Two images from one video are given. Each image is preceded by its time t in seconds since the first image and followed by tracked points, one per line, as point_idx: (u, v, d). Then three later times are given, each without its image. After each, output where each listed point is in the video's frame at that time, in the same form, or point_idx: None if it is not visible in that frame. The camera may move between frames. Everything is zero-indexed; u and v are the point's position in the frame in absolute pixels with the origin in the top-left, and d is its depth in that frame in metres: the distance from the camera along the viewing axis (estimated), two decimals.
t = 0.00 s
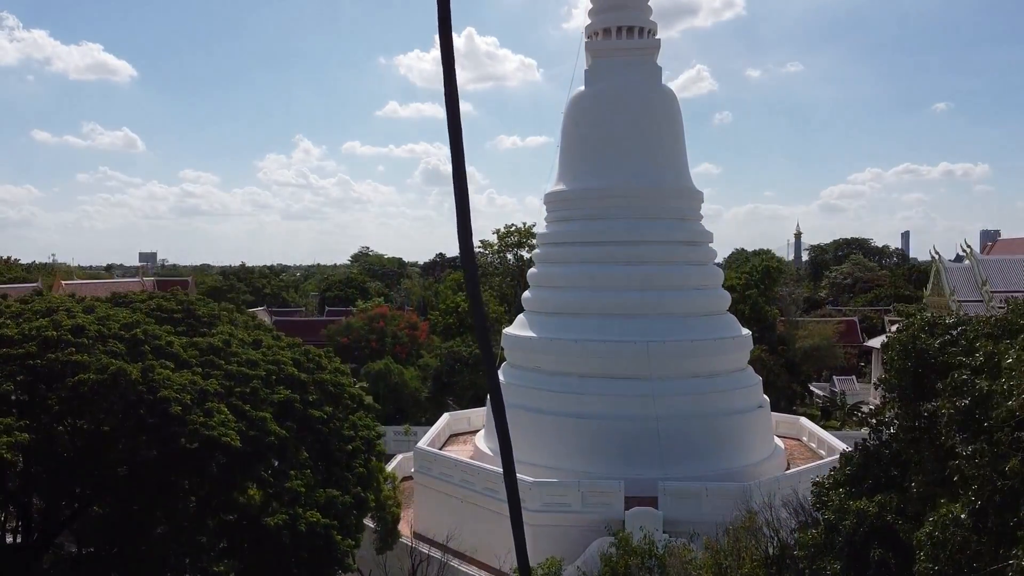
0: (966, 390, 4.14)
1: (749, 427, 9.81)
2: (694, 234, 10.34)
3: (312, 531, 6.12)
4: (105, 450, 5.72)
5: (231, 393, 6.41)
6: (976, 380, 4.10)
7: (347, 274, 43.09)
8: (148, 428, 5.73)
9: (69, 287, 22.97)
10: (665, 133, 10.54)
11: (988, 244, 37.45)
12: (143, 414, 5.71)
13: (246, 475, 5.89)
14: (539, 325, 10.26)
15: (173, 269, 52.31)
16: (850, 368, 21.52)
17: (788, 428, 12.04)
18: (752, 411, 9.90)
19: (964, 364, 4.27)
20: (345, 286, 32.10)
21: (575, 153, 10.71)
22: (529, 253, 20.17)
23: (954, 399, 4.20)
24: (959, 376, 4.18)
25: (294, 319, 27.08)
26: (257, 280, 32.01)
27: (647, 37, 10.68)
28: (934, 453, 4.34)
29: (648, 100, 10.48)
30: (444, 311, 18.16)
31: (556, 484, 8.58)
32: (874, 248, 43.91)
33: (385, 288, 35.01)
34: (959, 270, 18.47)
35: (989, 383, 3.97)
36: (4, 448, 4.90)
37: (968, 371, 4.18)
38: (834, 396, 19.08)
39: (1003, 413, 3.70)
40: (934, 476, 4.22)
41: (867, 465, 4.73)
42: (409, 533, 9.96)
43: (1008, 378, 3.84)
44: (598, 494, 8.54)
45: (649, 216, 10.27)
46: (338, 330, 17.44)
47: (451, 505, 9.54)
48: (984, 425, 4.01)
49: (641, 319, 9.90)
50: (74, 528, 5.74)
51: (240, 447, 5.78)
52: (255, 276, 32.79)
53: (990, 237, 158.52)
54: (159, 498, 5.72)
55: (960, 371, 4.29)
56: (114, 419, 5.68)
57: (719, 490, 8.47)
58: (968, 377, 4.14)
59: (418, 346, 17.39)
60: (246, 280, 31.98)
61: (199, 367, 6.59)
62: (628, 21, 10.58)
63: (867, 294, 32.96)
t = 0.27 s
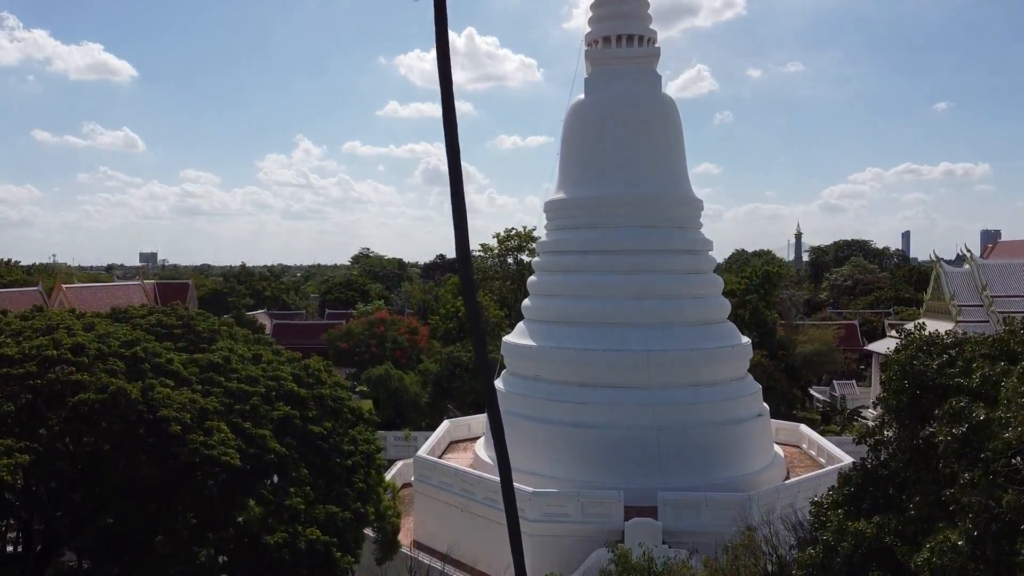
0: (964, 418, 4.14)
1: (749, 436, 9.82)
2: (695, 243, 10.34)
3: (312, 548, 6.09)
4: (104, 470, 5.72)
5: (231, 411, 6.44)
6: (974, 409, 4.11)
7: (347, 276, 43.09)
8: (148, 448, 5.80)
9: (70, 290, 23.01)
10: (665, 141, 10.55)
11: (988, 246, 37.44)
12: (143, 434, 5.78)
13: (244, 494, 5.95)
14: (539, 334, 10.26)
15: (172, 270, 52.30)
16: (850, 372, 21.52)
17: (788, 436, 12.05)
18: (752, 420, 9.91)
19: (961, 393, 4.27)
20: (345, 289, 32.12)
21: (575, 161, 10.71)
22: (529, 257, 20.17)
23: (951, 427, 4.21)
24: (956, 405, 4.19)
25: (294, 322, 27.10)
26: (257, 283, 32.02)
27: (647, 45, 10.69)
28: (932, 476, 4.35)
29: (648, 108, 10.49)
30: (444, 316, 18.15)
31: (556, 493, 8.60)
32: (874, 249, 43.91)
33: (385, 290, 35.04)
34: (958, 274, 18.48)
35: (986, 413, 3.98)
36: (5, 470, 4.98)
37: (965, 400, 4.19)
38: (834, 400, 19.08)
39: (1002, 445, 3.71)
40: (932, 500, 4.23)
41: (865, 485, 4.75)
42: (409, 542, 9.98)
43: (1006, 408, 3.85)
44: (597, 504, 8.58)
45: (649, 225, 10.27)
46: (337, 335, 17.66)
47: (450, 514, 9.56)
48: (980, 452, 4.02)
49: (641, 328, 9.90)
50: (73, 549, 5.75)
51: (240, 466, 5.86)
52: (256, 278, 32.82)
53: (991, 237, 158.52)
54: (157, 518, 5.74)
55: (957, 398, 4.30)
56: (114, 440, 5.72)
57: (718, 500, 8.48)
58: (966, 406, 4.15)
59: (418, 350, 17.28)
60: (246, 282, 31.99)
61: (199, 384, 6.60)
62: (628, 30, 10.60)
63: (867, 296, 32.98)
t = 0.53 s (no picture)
0: (961, 447, 4.23)
1: (749, 446, 9.83)
2: (694, 251, 10.35)
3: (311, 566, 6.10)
4: (103, 491, 5.75)
5: (230, 429, 6.46)
6: (971, 437, 4.21)
7: (347, 278, 43.13)
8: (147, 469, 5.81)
9: (70, 293, 23.02)
10: (664, 150, 10.56)
11: (989, 248, 37.44)
12: (143, 454, 5.80)
13: (244, 514, 6.01)
14: (539, 343, 10.27)
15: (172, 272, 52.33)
16: (850, 377, 21.53)
17: (788, 443, 12.07)
18: (751, 430, 9.92)
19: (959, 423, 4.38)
20: (345, 292, 32.15)
21: (575, 169, 10.73)
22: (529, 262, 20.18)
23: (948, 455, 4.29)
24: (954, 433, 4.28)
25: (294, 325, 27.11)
26: (258, 286, 32.05)
27: (646, 54, 10.72)
28: (928, 500, 4.39)
29: (648, 117, 10.50)
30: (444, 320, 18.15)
31: (556, 504, 8.61)
32: (874, 251, 43.93)
33: (385, 292, 35.07)
34: (958, 279, 18.49)
35: (984, 441, 4.07)
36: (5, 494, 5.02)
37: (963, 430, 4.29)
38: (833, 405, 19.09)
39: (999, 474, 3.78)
40: (928, 523, 4.26)
41: (862, 506, 4.78)
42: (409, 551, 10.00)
43: (1002, 435, 3.95)
44: (597, 515, 8.59)
45: (649, 233, 10.27)
46: (338, 340, 17.66)
47: (450, 523, 9.58)
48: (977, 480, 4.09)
49: (641, 337, 9.91)
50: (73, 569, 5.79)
51: (239, 485, 5.85)
52: (256, 280, 32.84)
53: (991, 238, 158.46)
54: (156, 538, 5.75)
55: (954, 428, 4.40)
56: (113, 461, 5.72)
57: (717, 511, 8.50)
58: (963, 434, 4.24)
59: (418, 355, 17.33)
60: (247, 285, 32.02)
61: (199, 403, 6.62)
62: (628, 38, 10.63)
63: (867, 299, 33.00)
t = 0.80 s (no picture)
0: (955, 479, 4.29)
1: (748, 456, 9.85)
2: (694, 261, 10.37)
3: None
4: (104, 513, 5.79)
5: (230, 449, 6.49)
6: (966, 469, 4.27)
7: (347, 281, 43.06)
8: (147, 491, 5.83)
9: (70, 297, 23.01)
10: (664, 160, 10.58)
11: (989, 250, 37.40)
12: (144, 476, 5.83)
13: (244, 535, 6.05)
14: (539, 353, 10.29)
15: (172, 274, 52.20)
16: (850, 382, 21.52)
17: (788, 452, 12.10)
18: (751, 440, 9.95)
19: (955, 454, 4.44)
20: (345, 295, 32.13)
21: (575, 180, 10.74)
22: (529, 267, 20.19)
23: (943, 486, 4.33)
24: (950, 464, 4.35)
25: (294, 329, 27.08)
26: (258, 289, 31.99)
27: (646, 64, 10.75)
28: (923, 528, 4.43)
29: (648, 127, 10.52)
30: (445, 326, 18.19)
31: (555, 516, 8.64)
32: (874, 254, 43.91)
33: (386, 295, 35.07)
34: (958, 285, 18.50)
35: (979, 473, 4.13)
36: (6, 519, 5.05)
37: (958, 460, 4.36)
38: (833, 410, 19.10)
39: (990, 507, 3.83)
40: (923, 551, 4.30)
41: (859, 529, 4.85)
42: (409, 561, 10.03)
43: (996, 468, 4.01)
44: (597, 527, 8.62)
45: (649, 244, 10.29)
46: (338, 345, 17.57)
47: (450, 533, 9.61)
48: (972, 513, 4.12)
49: (641, 347, 9.92)
50: None
51: (239, 507, 5.88)
52: (256, 283, 32.86)
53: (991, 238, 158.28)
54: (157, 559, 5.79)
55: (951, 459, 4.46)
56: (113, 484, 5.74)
57: (717, 523, 8.53)
58: (958, 465, 4.31)
59: (418, 361, 17.36)
60: (247, 288, 31.97)
61: (199, 423, 6.65)
62: (628, 49, 10.66)
63: (867, 302, 32.97)
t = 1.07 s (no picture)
0: (952, 505, 4.31)
1: (748, 465, 9.87)
2: (694, 270, 10.38)
3: None
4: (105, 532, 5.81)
5: (230, 466, 6.51)
6: (962, 496, 4.29)
7: (348, 282, 43.04)
8: (148, 510, 5.85)
9: (70, 300, 22.99)
10: (664, 168, 10.59)
11: (989, 252, 37.37)
12: (143, 496, 5.85)
13: (244, 553, 6.08)
14: (539, 362, 10.29)
15: (172, 276, 52.19)
16: (850, 386, 21.53)
17: (787, 459, 12.11)
18: (751, 448, 9.97)
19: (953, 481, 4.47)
20: (346, 298, 32.12)
21: (575, 188, 10.75)
22: (529, 271, 20.17)
23: (939, 513, 4.34)
24: (947, 490, 4.38)
25: (294, 332, 27.08)
26: (258, 292, 31.98)
27: (646, 73, 10.76)
28: (920, 553, 4.44)
29: (648, 136, 10.53)
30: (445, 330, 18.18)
31: (555, 526, 8.66)
32: (874, 255, 43.92)
33: (386, 297, 35.08)
34: (958, 290, 18.48)
35: (975, 500, 4.15)
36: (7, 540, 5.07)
37: (955, 487, 4.38)
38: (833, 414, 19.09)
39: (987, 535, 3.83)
40: None
41: (857, 551, 4.86)
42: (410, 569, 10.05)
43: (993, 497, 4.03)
44: (597, 537, 8.64)
45: (649, 253, 10.30)
46: (338, 350, 17.57)
47: (450, 542, 9.62)
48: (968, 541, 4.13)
49: (641, 356, 9.93)
50: None
51: (238, 524, 5.89)
52: (256, 286, 32.87)
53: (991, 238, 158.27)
54: None
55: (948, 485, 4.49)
56: (113, 503, 5.76)
57: (716, 533, 8.54)
58: (956, 491, 4.34)
59: (418, 366, 17.37)
60: (247, 291, 31.97)
61: (199, 440, 6.66)
62: (628, 57, 10.66)
63: (867, 304, 32.96)
